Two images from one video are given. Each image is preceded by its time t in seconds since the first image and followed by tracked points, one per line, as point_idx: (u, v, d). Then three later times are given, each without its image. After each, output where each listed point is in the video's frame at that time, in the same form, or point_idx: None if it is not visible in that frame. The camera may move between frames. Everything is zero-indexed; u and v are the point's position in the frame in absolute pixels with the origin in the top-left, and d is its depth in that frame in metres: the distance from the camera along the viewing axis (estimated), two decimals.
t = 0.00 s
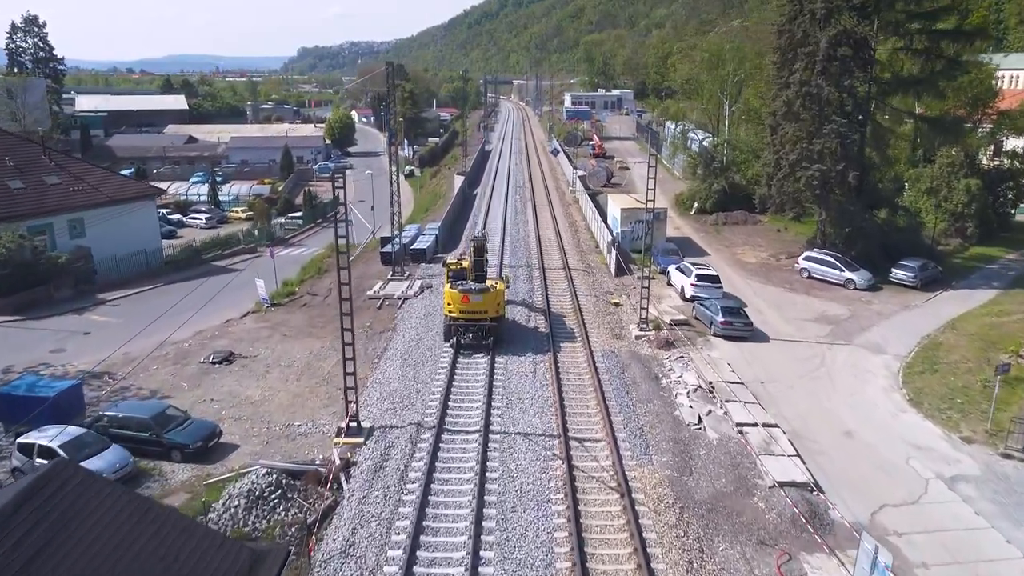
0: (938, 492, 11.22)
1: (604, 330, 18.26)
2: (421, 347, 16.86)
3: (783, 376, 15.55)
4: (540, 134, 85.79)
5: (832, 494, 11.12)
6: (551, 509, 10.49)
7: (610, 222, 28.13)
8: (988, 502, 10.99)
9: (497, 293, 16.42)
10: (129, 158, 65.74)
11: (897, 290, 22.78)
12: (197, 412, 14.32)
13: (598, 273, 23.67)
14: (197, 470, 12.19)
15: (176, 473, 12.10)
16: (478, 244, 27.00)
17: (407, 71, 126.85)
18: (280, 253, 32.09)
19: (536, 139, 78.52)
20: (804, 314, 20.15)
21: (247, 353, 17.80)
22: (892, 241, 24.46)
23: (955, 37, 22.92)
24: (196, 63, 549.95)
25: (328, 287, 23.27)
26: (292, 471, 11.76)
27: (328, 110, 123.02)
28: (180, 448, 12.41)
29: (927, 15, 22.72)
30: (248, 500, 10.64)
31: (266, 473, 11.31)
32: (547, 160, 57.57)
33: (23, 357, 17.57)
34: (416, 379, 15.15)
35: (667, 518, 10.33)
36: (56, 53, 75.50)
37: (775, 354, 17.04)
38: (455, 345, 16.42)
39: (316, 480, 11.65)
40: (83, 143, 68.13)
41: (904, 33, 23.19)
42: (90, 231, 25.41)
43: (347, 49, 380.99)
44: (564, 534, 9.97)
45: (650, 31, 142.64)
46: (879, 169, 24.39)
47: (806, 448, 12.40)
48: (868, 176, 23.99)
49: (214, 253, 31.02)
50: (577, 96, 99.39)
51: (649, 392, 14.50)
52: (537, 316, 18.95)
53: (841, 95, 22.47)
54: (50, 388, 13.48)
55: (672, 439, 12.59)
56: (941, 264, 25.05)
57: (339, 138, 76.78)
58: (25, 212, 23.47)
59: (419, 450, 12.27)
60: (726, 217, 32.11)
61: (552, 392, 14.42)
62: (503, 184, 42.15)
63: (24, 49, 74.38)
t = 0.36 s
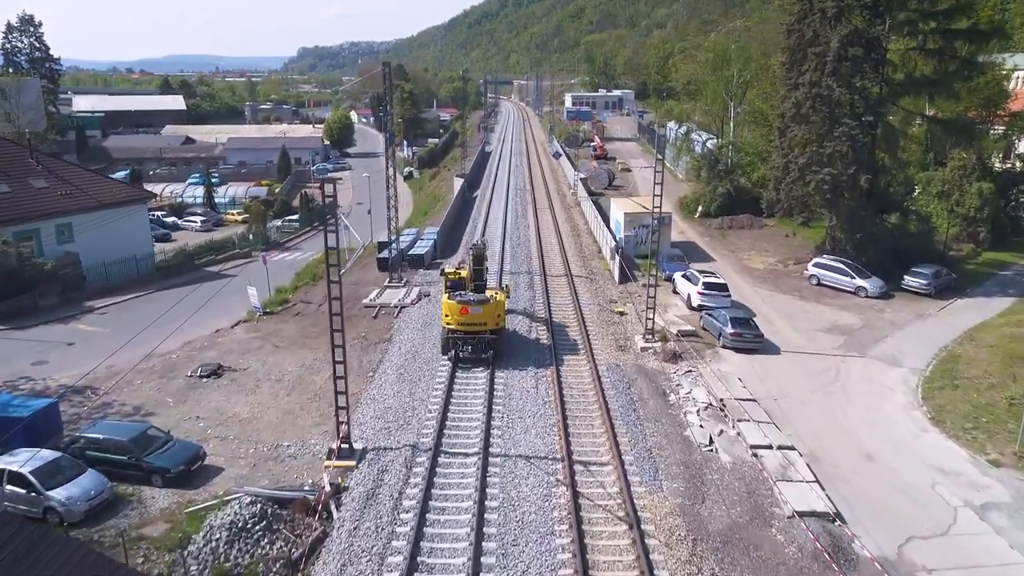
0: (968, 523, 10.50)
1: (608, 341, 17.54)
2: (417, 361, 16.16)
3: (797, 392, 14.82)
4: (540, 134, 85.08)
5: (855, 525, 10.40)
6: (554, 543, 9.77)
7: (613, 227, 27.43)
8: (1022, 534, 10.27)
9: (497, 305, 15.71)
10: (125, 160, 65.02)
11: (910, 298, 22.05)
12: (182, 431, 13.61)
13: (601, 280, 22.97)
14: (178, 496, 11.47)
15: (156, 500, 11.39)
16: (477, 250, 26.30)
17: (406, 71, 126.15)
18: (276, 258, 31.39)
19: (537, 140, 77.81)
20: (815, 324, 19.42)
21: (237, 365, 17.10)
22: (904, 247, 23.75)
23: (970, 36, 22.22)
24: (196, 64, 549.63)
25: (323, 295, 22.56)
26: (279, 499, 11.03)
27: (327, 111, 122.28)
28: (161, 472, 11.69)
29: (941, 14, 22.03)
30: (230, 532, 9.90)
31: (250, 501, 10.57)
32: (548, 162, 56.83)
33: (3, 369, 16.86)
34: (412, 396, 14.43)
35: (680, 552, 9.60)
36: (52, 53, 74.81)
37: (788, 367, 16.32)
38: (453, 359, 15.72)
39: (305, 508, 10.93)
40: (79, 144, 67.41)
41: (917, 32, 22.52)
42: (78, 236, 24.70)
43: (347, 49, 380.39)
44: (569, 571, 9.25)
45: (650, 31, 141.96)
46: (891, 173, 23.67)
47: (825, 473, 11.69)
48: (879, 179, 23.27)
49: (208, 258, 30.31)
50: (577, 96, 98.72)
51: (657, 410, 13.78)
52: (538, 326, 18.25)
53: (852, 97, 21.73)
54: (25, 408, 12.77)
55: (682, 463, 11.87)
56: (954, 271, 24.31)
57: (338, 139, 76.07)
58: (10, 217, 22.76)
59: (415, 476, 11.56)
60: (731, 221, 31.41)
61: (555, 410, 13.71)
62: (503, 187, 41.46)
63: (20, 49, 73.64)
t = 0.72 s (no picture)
0: (1002, 558, 9.78)
1: (613, 354, 16.83)
2: (413, 375, 15.44)
3: (812, 409, 14.10)
4: (541, 135, 84.30)
5: (881, 560, 9.69)
6: None
7: (616, 232, 26.72)
8: None
9: (496, 317, 14.98)
10: (121, 161, 64.30)
11: (924, 306, 21.35)
12: (165, 454, 12.90)
13: (604, 287, 22.28)
14: (157, 526, 10.77)
15: (132, 531, 10.68)
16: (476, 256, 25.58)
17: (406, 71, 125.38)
18: (270, 263, 30.68)
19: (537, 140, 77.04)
20: (828, 335, 18.70)
21: (225, 378, 16.41)
22: (916, 253, 23.04)
23: (986, 35, 21.48)
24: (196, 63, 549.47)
25: (318, 303, 21.86)
26: (263, 530, 10.30)
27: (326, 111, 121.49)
28: (139, 500, 10.98)
29: (956, 12, 21.32)
30: (208, 570, 9.16)
31: (231, 535, 9.83)
32: (549, 164, 56.07)
33: None
34: (407, 414, 13.71)
35: None
36: (48, 53, 74.10)
37: (800, 381, 15.61)
38: (450, 373, 15.01)
39: (290, 540, 10.20)
40: (74, 144, 66.69)
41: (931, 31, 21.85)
42: (65, 242, 23.96)
43: (347, 49, 379.62)
44: None
45: (652, 31, 140.97)
46: (903, 177, 22.93)
47: (846, 501, 10.97)
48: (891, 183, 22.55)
49: (200, 262, 29.59)
50: (578, 97, 97.94)
51: (665, 430, 13.06)
52: (539, 337, 17.55)
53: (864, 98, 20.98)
54: None
55: (694, 489, 11.15)
56: (968, 277, 23.58)
57: (336, 140, 75.34)
58: None
59: (408, 504, 10.84)
60: (737, 224, 30.69)
61: (558, 430, 12.99)
62: (503, 189, 40.75)
63: (15, 49, 72.88)
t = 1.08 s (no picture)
0: None
1: (618, 367, 16.11)
2: (408, 392, 14.70)
3: (829, 429, 13.36)
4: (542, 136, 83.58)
5: None
6: None
7: (620, 237, 26.01)
8: None
9: (496, 330, 14.24)
10: (117, 162, 63.58)
11: (939, 315, 20.61)
12: (144, 478, 12.19)
13: (608, 295, 21.54)
14: (132, 560, 10.05)
15: (104, 565, 9.96)
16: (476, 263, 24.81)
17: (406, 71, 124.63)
18: (265, 268, 29.96)
19: (538, 142, 76.26)
20: (841, 346, 17.96)
21: (212, 393, 15.68)
22: (930, 260, 22.28)
23: (1002, 34, 20.79)
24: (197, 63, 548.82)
25: (311, 312, 21.15)
26: (244, 567, 9.55)
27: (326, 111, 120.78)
28: (112, 531, 10.27)
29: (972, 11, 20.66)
30: None
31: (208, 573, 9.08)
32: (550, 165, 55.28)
33: None
34: (402, 434, 12.97)
35: None
36: (44, 53, 73.42)
37: (815, 398, 14.86)
38: (448, 390, 14.28)
39: None
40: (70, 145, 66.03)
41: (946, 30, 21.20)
42: (51, 248, 23.24)
43: (347, 49, 378.93)
44: None
45: (653, 31, 140.12)
46: (917, 181, 22.18)
47: (871, 534, 10.24)
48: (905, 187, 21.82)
49: (193, 267, 28.87)
50: (579, 97, 97.11)
51: (675, 451, 12.31)
52: (541, 350, 16.81)
53: (877, 99, 20.25)
54: None
55: (708, 519, 10.41)
56: (983, 285, 22.82)
57: (335, 141, 74.60)
58: None
59: (402, 535, 10.10)
60: (743, 228, 29.95)
61: (561, 452, 12.26)
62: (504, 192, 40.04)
63: (10, 49, 72.20)
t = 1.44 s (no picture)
0: None
1: (623, 382, 15.40)
2: (403, 410, 13.96)
3: (847, 451, 12.64)
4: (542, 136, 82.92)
5: None
6: None
7: (623, 242, 25.30)
8: None
9: (495, 345, 13.51)
10: (112, 163, 62.89)
11: (954, 324, 19.88)
12: (121, 505, 11.47)
13: (611, 304, 20.83)
14: None
15: None
16: (475, 269, 24.11)
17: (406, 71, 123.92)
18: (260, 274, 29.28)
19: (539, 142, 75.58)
20: (855, 359, 17.24)
21: (198, 409, 14.96)
22: (944, 266, 21.56)
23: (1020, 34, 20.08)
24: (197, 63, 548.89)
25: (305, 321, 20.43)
26: None
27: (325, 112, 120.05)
28: (82, 568, 9.53)
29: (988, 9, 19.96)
30: None
31: None
32: (551, 167, 54.59)
33: None
34: (396, 457, 12.25)
35: None
36: (40, 53, 72.63)
37: (831, 416, 14.14)
38: (444, 409, 13.56)
39: None
40: (65, 146, 65.32)
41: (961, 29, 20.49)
42: (36, 254, 22.52)
43: (347, 49, 378.33)
44: None
45: (654, 30, 139.52)
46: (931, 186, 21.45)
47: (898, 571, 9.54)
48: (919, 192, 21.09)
49: (184, 273, 28.18)
50: (580, 96, 96.46)
51: (686, 477, 11.57)
52: (542, 363, 16.07)
53: (891, 101, 19.52)
54: None
55: (724, 554, 9.69)
56: (999, 292, 22.07)
57: (334, 142, 73.87)
58: None
59: (394, 572, 9.38)
60: (749, 232, 29.23)
61: (565, 477, 11.53)
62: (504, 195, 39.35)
63: (6, 49, 71.49)
